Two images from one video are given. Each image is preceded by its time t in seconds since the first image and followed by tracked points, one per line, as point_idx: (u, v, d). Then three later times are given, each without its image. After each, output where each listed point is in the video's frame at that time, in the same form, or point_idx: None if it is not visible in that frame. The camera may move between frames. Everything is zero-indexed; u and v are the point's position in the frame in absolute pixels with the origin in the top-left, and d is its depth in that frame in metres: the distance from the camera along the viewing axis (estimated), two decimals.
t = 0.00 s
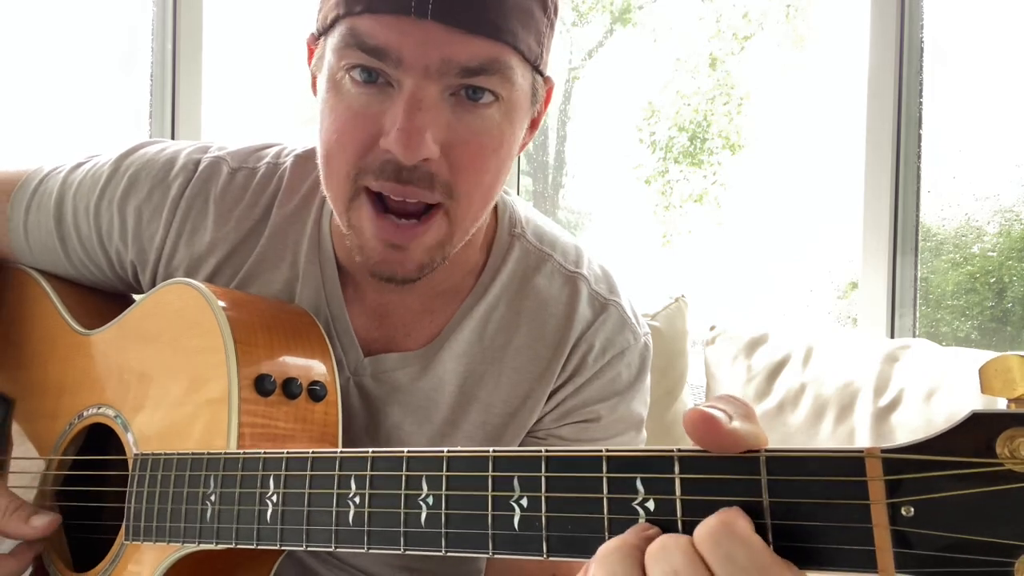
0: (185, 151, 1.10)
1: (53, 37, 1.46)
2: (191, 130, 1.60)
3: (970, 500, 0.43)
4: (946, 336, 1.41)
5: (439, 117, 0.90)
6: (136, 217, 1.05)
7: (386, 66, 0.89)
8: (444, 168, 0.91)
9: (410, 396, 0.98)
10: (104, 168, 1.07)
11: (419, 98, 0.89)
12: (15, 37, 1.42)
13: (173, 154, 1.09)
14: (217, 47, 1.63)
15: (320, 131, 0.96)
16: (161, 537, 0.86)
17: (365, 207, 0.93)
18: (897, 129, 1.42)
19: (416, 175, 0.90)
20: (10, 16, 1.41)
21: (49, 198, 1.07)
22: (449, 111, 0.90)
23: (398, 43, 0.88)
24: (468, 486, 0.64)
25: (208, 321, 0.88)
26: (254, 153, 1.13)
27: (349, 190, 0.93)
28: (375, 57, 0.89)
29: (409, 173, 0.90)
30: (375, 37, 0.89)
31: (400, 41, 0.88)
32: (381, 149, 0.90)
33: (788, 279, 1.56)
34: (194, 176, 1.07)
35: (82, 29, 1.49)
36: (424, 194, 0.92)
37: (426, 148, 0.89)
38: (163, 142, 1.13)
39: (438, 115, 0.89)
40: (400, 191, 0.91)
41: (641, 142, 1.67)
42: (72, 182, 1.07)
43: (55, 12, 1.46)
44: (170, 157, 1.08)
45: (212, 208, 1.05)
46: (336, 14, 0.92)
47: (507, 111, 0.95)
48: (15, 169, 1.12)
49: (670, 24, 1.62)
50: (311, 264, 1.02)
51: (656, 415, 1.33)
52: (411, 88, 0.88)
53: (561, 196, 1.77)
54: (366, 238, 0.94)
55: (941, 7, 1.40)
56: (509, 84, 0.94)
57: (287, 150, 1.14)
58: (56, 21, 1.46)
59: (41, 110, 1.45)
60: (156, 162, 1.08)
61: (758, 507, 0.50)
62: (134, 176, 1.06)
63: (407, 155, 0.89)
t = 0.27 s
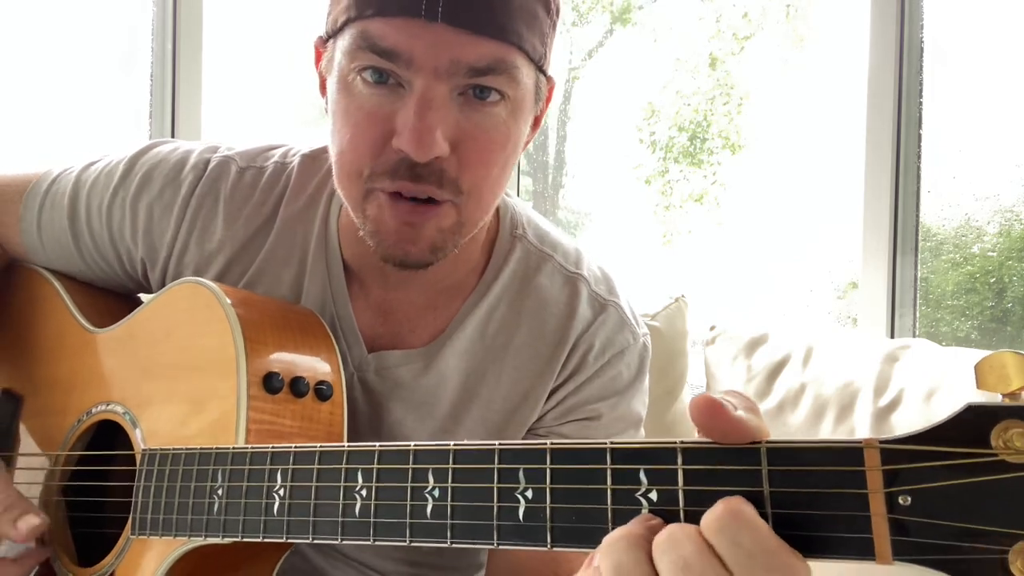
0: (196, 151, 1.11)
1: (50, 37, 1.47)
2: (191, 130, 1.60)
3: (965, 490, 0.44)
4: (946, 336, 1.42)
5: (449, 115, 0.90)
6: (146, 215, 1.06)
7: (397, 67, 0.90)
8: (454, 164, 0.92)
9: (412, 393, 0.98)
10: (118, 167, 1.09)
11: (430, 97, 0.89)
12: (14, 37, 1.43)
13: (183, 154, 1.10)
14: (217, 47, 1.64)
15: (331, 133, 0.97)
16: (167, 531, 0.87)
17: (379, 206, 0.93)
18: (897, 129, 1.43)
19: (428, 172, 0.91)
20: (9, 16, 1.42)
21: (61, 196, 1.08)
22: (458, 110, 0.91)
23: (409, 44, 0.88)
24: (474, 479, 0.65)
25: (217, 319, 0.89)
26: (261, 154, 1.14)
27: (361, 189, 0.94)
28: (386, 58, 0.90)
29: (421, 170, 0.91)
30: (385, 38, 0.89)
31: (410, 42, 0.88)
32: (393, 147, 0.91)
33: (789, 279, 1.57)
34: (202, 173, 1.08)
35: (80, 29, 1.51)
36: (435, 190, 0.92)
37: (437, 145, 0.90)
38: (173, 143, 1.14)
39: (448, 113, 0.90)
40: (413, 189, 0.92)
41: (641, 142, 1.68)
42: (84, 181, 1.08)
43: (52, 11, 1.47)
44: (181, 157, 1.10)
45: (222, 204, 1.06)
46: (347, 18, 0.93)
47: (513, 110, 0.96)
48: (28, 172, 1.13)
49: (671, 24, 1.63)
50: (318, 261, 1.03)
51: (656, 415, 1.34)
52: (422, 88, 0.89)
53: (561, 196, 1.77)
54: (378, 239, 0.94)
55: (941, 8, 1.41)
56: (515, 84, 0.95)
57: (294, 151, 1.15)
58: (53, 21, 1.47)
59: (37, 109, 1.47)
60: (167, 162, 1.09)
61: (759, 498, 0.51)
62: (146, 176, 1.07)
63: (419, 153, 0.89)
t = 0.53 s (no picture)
0: (218, 149, 1.15)
1: (51, 36, 1.49)
2: (191, 129, 1.62)
3: (956, 485, 0.46)
4: (946, 336, 1.43)
5: (433, 126, 0.92)
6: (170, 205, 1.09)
7: (389, 76, 0.92)
8: (434, 171, 0.94)
9: (412, 381, 1.00)
10: (144, 161, 1.13)
11: (415, 109, 0.91)
12: (14, 37, 1.45)
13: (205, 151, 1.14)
14: (217, 47, 1.65)
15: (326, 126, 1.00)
16: (176, 520, 0.87)
17: (363, 200, 0.96)
18: (897, 129, 1.44)
19: (408, 176, 0.93)
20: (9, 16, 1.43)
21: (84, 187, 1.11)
22: (443, 123, 0.93)
23: (399, 57, 0.90)
24: (481, 470, 0.66)
25: (233, 314, 0.91)
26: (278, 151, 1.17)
27: (346, 184, 0.96)
28: (378, 67, 0.92)
29: (401, 174, 0.93)
30: (380, 49, 0.91)
31: (401, 55, 0.90)
32: (376, 150, 0.93)
33: (789, 279, 1.58)
34: (222, 167, 1.11)
35: (82, 29, 1.52)
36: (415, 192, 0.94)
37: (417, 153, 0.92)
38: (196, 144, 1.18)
39: (432, 125, 0.92)
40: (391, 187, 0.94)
41: (641, 143, 1.69)
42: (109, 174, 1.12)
43: (55, 12, 1.49)
44: (204, 154, 1.14)
45: (240, 194, 1.09)
46: (349, 24, 0.94)
47: (501, 125, 0.97)
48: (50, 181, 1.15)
49: (670, 24, 1.64)
50: (327, 253, 1.04)
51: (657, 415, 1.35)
52: (407, 99, 0.91)
53: (561, 197, 1.80)
54: (360, 229, 0.97)
55: (941, 8, 1.42)
56: (503, 103, 0.95)
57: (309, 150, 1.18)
58: (55, 21, 1.49)
59: (36, 108, 1.48)
60: (190, 157, 1.13)
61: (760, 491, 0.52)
62: (169, 170, 1.12)
63: (398, 159, 0.92)
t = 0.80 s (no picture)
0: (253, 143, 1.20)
1: (51, 38, 1.50)
2: (190, 128, 1.63)
3: (965, 500, 0.46)
4: (946, 336, 1.44)
5: (450, 108, 0.96)
6: (202, 189, 1.14)
7: (408, 63, 0.96)
8: (453, 151, 0.97)
9: (412, 357, 1.01)
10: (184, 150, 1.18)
11: (433, 93, 0.96)
12: (13, 36, 1.46)
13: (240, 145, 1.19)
14: (217, 47, 1.67)
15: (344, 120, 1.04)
16: (194, 497, 0.83)
17: (386, 182, 0.98)
18: (897, 127, 1.45)
19: (429, 156, 0.96)
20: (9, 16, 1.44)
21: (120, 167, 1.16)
22: (458, 106, 0.97)
23: (418, 41, 0.95)
24: (502, 464, 0.63)
25: (261, 297, 0.90)
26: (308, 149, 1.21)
27: (370, 167, 0.99)
28: (397, 55, 0.97)
29: (422, 154, 0.96)
30: (400, 38, 0.96)
31: (420, 40, 0.95)
32: (399, 133, 0.96)
33: (789, 279, 1.60)
34: (255, 159, 1.16)
35: (82, 29, 1.54)
36: (436, 171, 0.97)
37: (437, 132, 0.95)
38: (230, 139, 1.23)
39: (448, 107, 0.96)
40: (414, 171, 0.97)
41: (641, 142, 1.72)
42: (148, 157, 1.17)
43: (54, 12, 1.50)
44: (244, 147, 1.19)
45: (269, 181, 1.13)
46: (366, 19, 0.99)
47: (511, 111, 1.02)
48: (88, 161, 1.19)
49: (670, 24, 1.66)
50: (339, 240, 1.06)
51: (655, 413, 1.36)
52: (426, 83, 0.96)
53: (561, 196, 1.83)
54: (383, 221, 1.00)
55: (940, 8, 1.43)
56: (512, 87, 1.01)
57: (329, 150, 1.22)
58: (55, 21, 1.50)
59: (37, 107, 1.48)
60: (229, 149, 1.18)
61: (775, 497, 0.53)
62: (206, 159, 1.16)
63: (420, 138, 0.95)
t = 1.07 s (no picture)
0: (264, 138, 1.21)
1: (52, 33, 1.54)
2: (190, 120, 1.66)
3: (977, 437, 0.44)
4: (946, 336, 1.44)
5: (454, 95, 0.97)
6: (208, 176, 1.15)
7: (415, 49, 0.98)
8: (453, 138, 0.97)
9: (405, 343, 1.00)
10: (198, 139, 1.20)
11: (439, 78, 0.96)
12: (12, 31, 1.49)
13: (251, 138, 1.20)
14: (216, 43, 1.70)
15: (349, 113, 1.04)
16: (206, 461, 0.82)
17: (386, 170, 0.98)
18: (897, 124, 1.45)
19: (429, 141, 0.96)
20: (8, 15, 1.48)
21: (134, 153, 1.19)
22: (461, 93, 0.98)
23: (425, 27, 0.97)
24: (515, 417, 0.61)
25: (268, 266, 0.89)
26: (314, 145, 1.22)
27: (373, 157, 0.99)
28: (404, 41, 0.98)
29: (424, 138, 0.96)
30: (409, 25, 0.98)
31: (427, 27, 0.97)
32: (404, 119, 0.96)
33: (788, 281, 1.58)
34: (263, 151, 1.17)
35: (84, 26, 1.57)
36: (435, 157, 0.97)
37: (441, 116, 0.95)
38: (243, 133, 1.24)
39: (451, 93, 0.97)
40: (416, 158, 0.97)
41: (641, 143, 1.72)
42: (161, 145, 1.20)
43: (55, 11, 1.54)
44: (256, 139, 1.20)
45: (273, 172, 1.13)
46: (375, 11, 1.01)
47: (512, 104, 1.02)
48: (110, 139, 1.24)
49: (670, 24, 1.66)
50: (336, 230, 1.08)
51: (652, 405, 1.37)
52: (432, 67, 0.97)
53: (561, 197, 1.84)
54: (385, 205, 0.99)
55: (941, 8, 1.44)
56: (514, 78, 1.02)
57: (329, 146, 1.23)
58: (58, 19, 1.54)
59: (36, 102, 1.52)
60: (241, 143, 1.19)
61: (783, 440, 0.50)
62: (217, 149, 1.18)
63: (424, 121, 0.95)
